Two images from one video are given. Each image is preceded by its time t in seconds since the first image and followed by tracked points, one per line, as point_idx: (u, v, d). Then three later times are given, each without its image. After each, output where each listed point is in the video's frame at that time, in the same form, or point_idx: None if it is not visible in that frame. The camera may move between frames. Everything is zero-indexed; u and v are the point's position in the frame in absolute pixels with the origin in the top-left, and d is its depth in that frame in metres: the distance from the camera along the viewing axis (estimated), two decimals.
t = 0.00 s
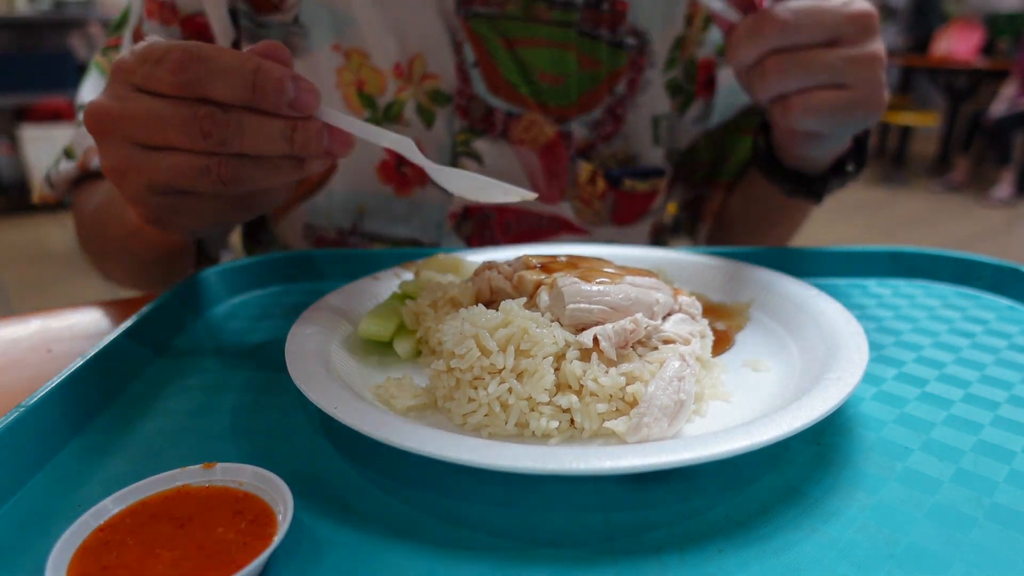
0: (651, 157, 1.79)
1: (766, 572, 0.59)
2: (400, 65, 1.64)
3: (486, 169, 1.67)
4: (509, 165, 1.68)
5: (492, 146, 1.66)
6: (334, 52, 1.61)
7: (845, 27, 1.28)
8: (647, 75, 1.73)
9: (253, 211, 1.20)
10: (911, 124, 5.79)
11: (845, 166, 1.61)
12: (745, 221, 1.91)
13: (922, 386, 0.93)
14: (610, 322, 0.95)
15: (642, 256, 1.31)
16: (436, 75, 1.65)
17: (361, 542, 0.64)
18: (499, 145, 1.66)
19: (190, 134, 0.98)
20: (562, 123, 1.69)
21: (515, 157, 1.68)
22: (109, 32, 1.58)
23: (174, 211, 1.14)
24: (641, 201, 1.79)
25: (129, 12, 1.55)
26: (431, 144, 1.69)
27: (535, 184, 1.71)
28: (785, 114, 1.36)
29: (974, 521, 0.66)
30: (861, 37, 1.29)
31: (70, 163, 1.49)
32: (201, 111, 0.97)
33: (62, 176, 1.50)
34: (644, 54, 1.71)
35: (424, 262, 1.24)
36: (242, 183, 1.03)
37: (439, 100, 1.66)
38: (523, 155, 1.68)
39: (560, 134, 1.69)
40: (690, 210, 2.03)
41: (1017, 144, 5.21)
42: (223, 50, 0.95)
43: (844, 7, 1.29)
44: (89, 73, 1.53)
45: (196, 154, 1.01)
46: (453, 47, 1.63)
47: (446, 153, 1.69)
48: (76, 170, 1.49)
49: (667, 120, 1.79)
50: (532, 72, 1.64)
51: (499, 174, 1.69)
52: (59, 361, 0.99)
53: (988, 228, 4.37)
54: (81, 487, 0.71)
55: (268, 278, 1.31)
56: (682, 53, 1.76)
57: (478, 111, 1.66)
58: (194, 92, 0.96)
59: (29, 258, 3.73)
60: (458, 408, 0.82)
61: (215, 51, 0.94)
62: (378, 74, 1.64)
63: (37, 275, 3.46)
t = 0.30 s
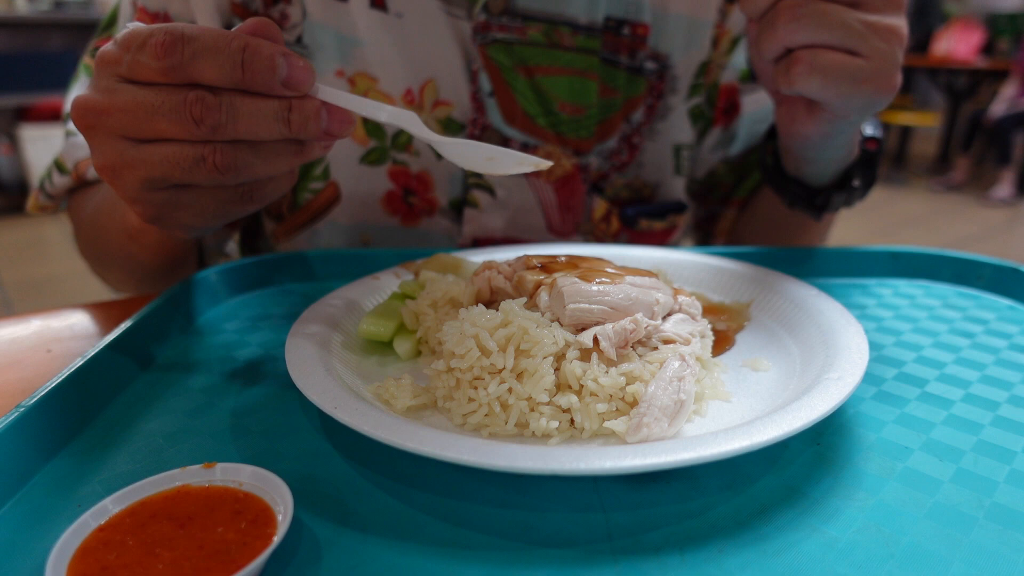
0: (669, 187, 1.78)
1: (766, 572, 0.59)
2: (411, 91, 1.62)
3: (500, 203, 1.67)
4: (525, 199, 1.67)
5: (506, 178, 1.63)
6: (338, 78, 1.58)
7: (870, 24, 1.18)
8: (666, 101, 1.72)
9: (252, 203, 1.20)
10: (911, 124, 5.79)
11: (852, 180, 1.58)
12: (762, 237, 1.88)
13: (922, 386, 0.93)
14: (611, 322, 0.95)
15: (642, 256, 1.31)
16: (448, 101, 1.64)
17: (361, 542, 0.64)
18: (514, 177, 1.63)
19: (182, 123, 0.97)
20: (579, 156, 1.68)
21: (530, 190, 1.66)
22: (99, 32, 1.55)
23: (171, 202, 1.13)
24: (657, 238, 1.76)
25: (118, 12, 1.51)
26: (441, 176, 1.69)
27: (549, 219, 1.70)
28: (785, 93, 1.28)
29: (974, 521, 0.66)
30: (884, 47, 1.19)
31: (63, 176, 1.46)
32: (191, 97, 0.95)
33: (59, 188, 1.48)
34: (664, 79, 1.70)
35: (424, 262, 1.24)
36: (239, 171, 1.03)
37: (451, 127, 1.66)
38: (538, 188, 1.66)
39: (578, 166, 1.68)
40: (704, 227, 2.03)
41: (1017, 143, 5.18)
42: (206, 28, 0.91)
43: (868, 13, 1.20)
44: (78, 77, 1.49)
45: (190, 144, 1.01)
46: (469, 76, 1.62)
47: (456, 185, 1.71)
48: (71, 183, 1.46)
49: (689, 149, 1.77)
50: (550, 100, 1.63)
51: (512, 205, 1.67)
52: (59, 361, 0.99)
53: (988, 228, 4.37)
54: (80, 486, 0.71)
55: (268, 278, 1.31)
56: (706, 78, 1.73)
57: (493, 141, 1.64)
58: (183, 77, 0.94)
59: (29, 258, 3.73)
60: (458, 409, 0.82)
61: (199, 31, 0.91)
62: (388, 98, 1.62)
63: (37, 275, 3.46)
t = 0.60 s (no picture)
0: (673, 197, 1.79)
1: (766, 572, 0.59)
2: (414, 107, 1.61)
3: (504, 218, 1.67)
4: (529, 213, 1.66)
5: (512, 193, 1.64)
6: (337, 95, 1.57)
7: (870, 61, 1.16)
8: (671, 112, 1.73)
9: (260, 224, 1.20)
10: (911, 124, 5.79)
11: (845, 206, 1.59)
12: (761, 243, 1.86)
13: (922, 386, 0.93)
14: (610, 322, 0.95)
15: (642, 256, 1.31)
16: (452, 116, 1.63)
17: (361, 542, 0.64)
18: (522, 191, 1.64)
19: (192, 144, 0.96)
20: (586, 170, 1.68)
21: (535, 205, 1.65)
22: (91, 34, 1.55)
23: (180, 222, 1.13)
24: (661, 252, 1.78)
25: (111, 11, 1.50)
26: (445, 193, 1.68)
27: (554, 231, 1.70)
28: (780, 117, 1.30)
29: (974, 521, 0.66)
30: (881, 84, 1.18)
31: (53, 184, 1.46)
32: (201, 117, 0.94)
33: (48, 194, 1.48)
34: (669, 90, 1.71)
35: (424, 262, 1.24)
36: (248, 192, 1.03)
37: (457, 143, 1.65)
38: (543, 203, 1.65)
39: (584, 181, 1.67)
40: (701, 233, 1.99)
41: (1017, 144, 5.17)
42: (218, 49, 0.91)
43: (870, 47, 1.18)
44: (68, 81, 1.50)
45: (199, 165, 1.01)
46: (477, 90, 1.61)
47: (461, 201, 1.71)
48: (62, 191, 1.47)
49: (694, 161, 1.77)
50: (559, 115, 1.62)
51: (518, 218, 1.67)
52: (59, 361, 0.99)
53: (988, 228, 4.38)
54: (80, 486, 0.71)
55: (268, 279, 1.31)
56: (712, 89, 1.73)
57: (500, 155, 1.64)
58: (193, 98, 0.94)
59: (29, 258, 3.73)
60: (458, 409, 0.82)
61: (211, 52, 0.91)
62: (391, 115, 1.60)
63: (37, 275, 3.46)
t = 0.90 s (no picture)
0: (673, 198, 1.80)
1: (767, 572, 0.59)
2: (412, 105, 1.59)
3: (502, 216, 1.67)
4: (527, 213, 1.67)
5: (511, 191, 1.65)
6: (333, 93, 1.56)
7: (888, 99, 1.17)
8: (670, 111, 1.74)
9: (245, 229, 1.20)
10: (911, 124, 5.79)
11: (844, 223, 1.59)
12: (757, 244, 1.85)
13: (922, 386, 0.93)
14: (610, 322, 0.95)
15: (642, 256, 1.31)
16: (449, 115, 1.61)
17: (361, 542, 0.64)
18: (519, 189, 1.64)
19: (174, 152, 0.97)
20: (583, 169, 1.69)
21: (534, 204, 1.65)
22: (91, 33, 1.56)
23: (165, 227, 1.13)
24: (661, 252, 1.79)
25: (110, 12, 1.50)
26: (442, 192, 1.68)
27: (551, 230, 1.69)
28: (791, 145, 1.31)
29: (974, 521, 0.66)
30: (894, 120, 1.19)
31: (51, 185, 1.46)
32: (183, 125, 0.95)
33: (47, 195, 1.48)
34: (667, 88, 1.72)
35: (424, 262, 1.24)
36: (231, 199, 1.03)
37: (453, 142, 1.63)
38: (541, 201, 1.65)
39: (581, 179, 1.67)
40: (697, 233, 1.97)
41: (1017, 144, 5.17)
42: (198, 57, 0.91)
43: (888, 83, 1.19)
44: (67, 80, 1.49)
45: (182, 172, 1.01)
46: (473, 88, 1.60)
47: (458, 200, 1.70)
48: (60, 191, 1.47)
49: (692, 158, 1.79)
50: (556, 113, 1.62)
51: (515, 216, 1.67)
52: (58, 361, 0.99)
53: (988, 228, 4.38)
54: (80, 486, 0.71)
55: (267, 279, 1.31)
56: (710, 87, 1.75)
57: (496, 155, 1.62)
58: (175, 105, 0.94)
59: (29, 258, 3.73)
60: (458, 408, 0.82)
61: (191, 59, 0.91)
62: (388, 113, 1.59)
63: (37, 275, 3.46)
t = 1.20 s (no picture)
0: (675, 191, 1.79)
1: (766, 572, 0.59)
2: (412, 93, 1.63)
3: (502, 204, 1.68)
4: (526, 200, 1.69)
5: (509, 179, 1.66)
6: (333, 80, 1.58)
7: (892, 127, 1.19)
8: (670, 103, 1.71)
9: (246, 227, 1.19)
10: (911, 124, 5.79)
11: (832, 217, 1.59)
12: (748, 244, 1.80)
13: (922, 386, 0.93)
14: (610, 322, 0.95)
15: (642, 256, 1.31)
16: (449, 102, 1.64)
17: (361, 542, 0.64)
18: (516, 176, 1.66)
19: (174, 148, 0.96)
20: (581, 157, 1.68)
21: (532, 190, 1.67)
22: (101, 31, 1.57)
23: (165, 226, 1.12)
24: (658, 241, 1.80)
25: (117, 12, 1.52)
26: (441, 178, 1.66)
27: (550, 218, 1.71)
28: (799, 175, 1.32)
29: (974, 521, 0.66)
30: (898, 145, 1.21)
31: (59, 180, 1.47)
32: (182, 121, 0.94)
33: (54, 192, 1.50)
34: (668, 81, 1.69)
35: (424, 262, 1.24)
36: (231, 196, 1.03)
37: (453, 129, 1.65)
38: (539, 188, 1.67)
39: (581, 168, 1.68)
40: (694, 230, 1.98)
41: (1017, 144, 5.17)
42: (197, 52, 0.91)
43: (891, 112, 1.20)
44: (75, 79, 1.51)
45: (182, 168, 1.01)
46: (471, 76, 1.62)
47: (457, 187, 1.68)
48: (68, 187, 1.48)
49: (692, 151, 1.77)
50: (553, 101, 1.63)
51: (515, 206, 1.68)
52: (58, 362, 0.99)
53: (988, 228, 4.37)
54: (79, 487, 0.71)
55: (267, 279, 1.31)
56: (710, 81, 1.73)
57: (495, 143, 1.64)
58: (174, 101, 0.93)
59: (29, 258, 3.73)
60: (458, 408, 0.82)
61: (190, 55, 0.91)
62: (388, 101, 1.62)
63: (36, 274, 3.46)
